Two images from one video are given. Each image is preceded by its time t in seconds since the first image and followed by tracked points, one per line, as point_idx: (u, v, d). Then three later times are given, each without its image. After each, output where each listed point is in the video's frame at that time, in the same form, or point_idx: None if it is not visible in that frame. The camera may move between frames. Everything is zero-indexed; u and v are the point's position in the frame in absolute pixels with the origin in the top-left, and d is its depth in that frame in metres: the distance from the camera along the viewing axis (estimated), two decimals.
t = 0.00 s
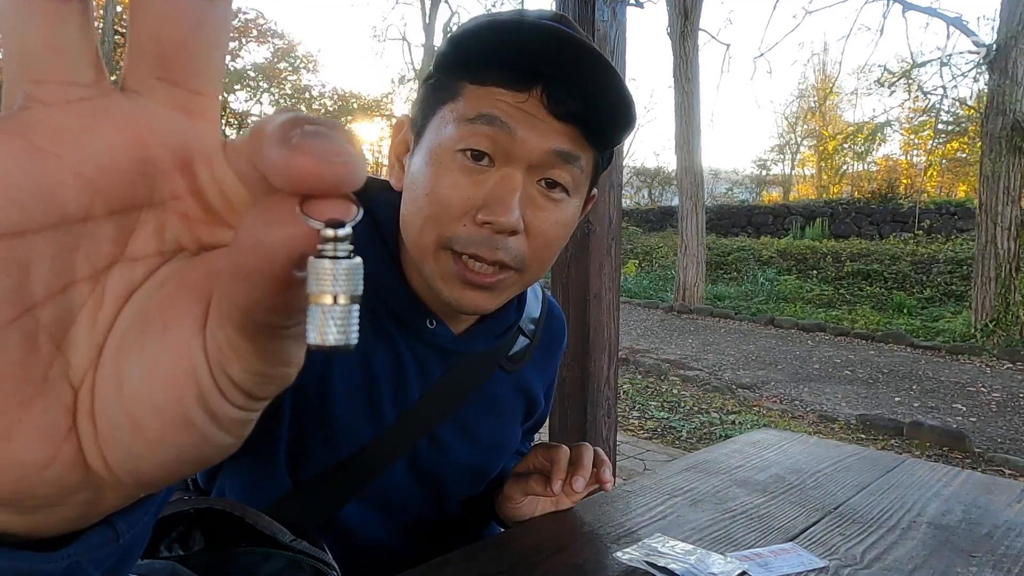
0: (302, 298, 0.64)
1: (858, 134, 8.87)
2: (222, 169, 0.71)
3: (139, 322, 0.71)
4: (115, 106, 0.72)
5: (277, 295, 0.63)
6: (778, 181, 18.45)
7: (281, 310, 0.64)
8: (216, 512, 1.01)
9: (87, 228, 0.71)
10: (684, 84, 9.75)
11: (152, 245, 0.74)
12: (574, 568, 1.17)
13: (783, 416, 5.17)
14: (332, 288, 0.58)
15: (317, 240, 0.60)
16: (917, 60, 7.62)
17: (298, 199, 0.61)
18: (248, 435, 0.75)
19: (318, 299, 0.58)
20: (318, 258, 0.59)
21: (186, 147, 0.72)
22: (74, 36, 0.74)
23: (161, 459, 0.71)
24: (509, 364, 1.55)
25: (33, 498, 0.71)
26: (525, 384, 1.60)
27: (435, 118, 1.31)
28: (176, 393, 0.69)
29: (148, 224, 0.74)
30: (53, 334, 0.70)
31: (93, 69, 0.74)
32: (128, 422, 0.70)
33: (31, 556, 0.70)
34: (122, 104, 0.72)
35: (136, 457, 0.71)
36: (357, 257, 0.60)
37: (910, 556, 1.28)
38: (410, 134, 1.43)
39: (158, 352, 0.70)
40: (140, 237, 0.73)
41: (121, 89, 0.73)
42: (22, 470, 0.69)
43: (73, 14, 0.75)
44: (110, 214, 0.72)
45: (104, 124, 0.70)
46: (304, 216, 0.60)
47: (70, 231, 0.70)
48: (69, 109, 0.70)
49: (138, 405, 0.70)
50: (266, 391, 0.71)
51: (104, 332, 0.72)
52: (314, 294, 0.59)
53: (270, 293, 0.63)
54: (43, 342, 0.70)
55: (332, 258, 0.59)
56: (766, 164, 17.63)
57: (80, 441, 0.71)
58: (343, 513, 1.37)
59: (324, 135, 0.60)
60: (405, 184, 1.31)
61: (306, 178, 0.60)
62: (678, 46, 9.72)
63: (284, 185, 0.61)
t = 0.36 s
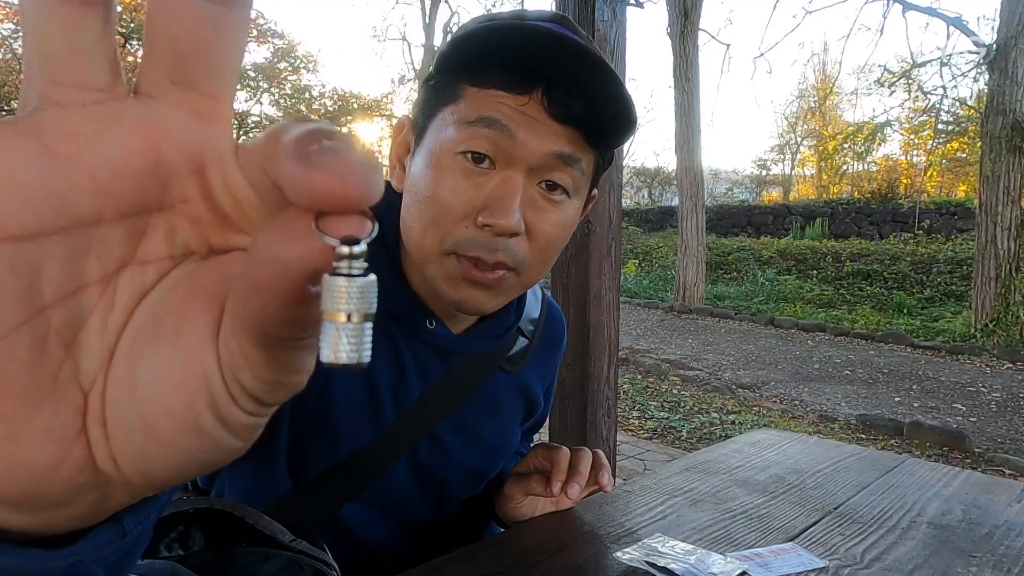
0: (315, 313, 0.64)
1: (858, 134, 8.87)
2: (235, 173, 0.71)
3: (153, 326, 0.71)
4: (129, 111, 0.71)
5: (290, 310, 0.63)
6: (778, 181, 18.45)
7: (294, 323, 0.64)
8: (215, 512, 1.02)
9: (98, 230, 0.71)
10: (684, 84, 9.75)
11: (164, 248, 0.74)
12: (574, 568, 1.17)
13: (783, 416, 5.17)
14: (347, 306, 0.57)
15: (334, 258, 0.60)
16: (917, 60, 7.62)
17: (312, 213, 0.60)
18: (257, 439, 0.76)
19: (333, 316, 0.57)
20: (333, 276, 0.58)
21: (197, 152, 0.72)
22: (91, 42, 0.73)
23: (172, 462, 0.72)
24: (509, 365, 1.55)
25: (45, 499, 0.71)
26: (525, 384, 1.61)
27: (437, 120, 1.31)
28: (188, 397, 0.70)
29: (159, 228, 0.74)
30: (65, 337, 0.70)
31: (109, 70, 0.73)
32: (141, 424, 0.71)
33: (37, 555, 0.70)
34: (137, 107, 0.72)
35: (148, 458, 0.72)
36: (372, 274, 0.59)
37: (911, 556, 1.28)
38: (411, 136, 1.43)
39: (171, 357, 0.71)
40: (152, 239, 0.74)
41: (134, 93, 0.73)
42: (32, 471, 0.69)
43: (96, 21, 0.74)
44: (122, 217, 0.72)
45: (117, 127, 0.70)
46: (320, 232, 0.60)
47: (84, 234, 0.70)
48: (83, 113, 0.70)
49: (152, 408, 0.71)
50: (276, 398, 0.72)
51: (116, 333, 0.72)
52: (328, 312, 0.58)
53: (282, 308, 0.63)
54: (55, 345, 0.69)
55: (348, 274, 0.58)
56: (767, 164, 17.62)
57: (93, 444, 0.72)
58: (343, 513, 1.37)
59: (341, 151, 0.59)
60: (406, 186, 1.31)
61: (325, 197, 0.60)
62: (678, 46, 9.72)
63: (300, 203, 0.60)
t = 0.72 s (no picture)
0: (320, 347, 0.66)
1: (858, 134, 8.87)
2: (243, 196, 0.70)
3: (160, 351, 0.73)
4: (141, 135, 0.71)
5: (294, 343, 0.65)
6: (778, 181, 18.45)
7: (299, 355, 0.66)
8: (215, 512, 1.00)
9: (105, 254, 0.70)
10: (684, 84, 9.74)
11: (171, 270, 0.74)
12: (574, 568, 1.17)
13: (783, 416, 5.17)
14: (351, 344, 0.57)
15: (340, 296, 0.59)
16: (917, 60, 7.62)
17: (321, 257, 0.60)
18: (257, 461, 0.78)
19: (338, 356, 0.57)
20: (338, 315, 0.58)
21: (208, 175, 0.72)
22: (103, 66, 0.71)
23: (177, 483, 0.74)
24: (508, 366, 1.55)
25: (49, 516, 0.71)
26: (526, 389, 1.61)
27: (437, 122, 1.31)
28: (195, 422, 0.72)
29: (167, 250, 0.74)
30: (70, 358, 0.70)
31: (122, 93, 0.72)
32: (146, 448, 0.72)
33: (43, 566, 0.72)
34: (150, 132, 0.72)
35: (152, 479, 0.74)
36: (376, 312, 0.58)
37: (911, 556, 1.28)
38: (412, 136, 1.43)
39: (177, 383, 0.72)
40: (159, 260, 0.73)
41: (147, 118, 0.72)
42: (36, 491, 0.70)
43: (110, 46, 0.71)
44: (130, 239, 0.71)
45: (129, 150, 0.69)
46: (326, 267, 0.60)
47: (92, 257, 0.69)
48: (95, 136, 0.70)
49: (158, 432, 0.72)
50: (279, 423, 0.74)
51: (123, 355, 0.73)
52: (332, 351, 0.57)
53: (288, 343, 0.65)
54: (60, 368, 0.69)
55: (352, 313, 0.58)
56: (767, 164, 17.63)
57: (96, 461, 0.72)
58: (342, 512, 1.37)
59: (354, 192, 0.59)
60: (408, 188, 1.31)
61: (329, 240, 0.59)
62: (678, 46, 9.72)
63: (307, 241, 0.59)
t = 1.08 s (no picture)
0: (316, 319, 0.65)
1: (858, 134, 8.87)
2: (242, 181, 0.70)
3: (159, 334, 0.72)
4: (143, 120, 0.72)
5: (291, 316, 0.64)
6: (778, 181, 18.44)
7: (299, 328, 0.65)
8: (215, 512, 1.02)
9: (106, 238, 0.71)
10: (684, 84, 9.74)
11: (172, 255, 0.74)
12: (574, 567, 1.17)
13: (783, 416, 5.17)
14: (346, 311, 0.57)
15: (334, 264, 0.60)
16: (917, 60, 7.62)
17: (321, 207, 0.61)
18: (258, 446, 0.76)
19: (332, 322, 0.57)
20: (333, 281, 0.59)
21: (208, 157, 0.72)
22: (107, 52, 0.72)
23: (174, 467, 0.73)
24: (506, 364, 1.55)
25: (51, 500, 0.71)
26: (524, 386, 1.61)
27: (439, 123, 1.31)
28: (194, 406, 0.71)
29: (168, 235, 0.74)
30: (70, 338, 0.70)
31: (125, 81, 0.73)
32: (146, 431, 0.71)
33: (41, 553, 0.70)
34: (152, 118, 0.72)
35: (152, 463, 0.73)
36: (370, 281, 0.59)
37: (911, 556, 1.28)
38: (413, 136, 1.43)
39: (177, 367, 0.71)
40: (160, 246, 0.74)
41: (149, 103, 0.73)
42: (37, 473, 0.70)
43: (113, 30, 0.72)
44: (130, 224, 0.72)
45: (130, 136, 0.70)
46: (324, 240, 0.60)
47: (93, 241, 0.70)
48: (97, 121, 0.71)
49: (157, 416, 0.71)
50: (279, 406, 0.72)
51: (123, 338, 0.72)
52: (327, 317, 0.58)
53: (286, 316, 0.63)
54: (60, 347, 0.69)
55: (347, 279, 0.58)
56: (767, 164, 17.62)
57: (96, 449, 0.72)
58: (341, 511, 1.37)
59: (347, 165, 0.59)
60: (409, 187, 1.31)
61: (324, 211, 0.59)
62: (678, 46, 9.71)
63: (302, 213, 0.59)
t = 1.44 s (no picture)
0: (322, 330, 0.64)
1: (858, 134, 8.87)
2: (234, 193, 0.72)
3: (159, 344, 0.72)
4: (136, 141, 0.72)
5: (296, 329, 0.64)
6: (778, 181, 18.44)
7: (303, 338, 0.65)
8: (215, 512, 1.00)
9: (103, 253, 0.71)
10: (684, 84, 9.73)
11: (171, 266, 0.74)
12: (574, 568, 1.17)
13: (783, 416, 5.17)
14: (347, 315, 0.57)
15: (332, 275, 0.60)
16: (916, 60, 7.61)
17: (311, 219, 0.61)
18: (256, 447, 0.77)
19: (334, 327, 0.57)
20: (331, 289, 0.58)
21: (200, 169, 0.73)
22: (102, 77, 0.73)
23: (177, 470, 0.73)
24: (498, 356, 1.53)
25: (54, 499, 0.71)
26: (517, 378, 1.60)
27: (449, 144, 1.19)
28: (195, 411, 0.71)
29: (167, 247, 0.74)
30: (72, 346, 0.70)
31: (118, 102, 0.73)
32: (149, 434, 0.71)
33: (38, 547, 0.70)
34: (144, 137, 0.72)
35: (153, 465, 0.73)
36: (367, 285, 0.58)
37: (911, 556, 1.28)
38: (411, 138, 1.30)
39: (178, 375, 0.71)
40: (157, 259, 0.74)
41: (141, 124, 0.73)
42: (44, 476, 0.70)
43: (106, 56, 0.74)
44: (129, 240, 0.72)
45: (124, 156, 0.71)
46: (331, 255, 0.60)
47: (94, 257, 0.71)
48: (94, 143, 0.70)
49: (160, 419, 0.72)
50: (278, 410, 0.73)
51: (124, 349, 0.73)
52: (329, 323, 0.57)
53: (290, 327, 0.64)
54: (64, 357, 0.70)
55: (345, 285, 0.58)
56: (767, 164, 17.62)
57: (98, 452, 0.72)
58: (339, 511, 1.38)
59: (335, 187, 0.58)
60: (414, 206, 1.23)
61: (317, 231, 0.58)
62: (678, 46, 9.71)
63: (298, 233, 0.59)
